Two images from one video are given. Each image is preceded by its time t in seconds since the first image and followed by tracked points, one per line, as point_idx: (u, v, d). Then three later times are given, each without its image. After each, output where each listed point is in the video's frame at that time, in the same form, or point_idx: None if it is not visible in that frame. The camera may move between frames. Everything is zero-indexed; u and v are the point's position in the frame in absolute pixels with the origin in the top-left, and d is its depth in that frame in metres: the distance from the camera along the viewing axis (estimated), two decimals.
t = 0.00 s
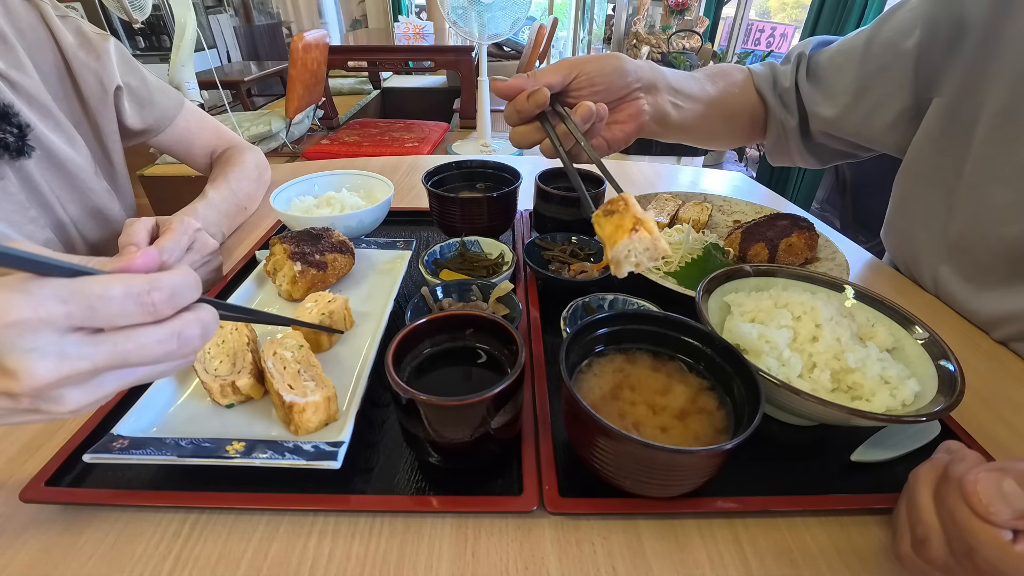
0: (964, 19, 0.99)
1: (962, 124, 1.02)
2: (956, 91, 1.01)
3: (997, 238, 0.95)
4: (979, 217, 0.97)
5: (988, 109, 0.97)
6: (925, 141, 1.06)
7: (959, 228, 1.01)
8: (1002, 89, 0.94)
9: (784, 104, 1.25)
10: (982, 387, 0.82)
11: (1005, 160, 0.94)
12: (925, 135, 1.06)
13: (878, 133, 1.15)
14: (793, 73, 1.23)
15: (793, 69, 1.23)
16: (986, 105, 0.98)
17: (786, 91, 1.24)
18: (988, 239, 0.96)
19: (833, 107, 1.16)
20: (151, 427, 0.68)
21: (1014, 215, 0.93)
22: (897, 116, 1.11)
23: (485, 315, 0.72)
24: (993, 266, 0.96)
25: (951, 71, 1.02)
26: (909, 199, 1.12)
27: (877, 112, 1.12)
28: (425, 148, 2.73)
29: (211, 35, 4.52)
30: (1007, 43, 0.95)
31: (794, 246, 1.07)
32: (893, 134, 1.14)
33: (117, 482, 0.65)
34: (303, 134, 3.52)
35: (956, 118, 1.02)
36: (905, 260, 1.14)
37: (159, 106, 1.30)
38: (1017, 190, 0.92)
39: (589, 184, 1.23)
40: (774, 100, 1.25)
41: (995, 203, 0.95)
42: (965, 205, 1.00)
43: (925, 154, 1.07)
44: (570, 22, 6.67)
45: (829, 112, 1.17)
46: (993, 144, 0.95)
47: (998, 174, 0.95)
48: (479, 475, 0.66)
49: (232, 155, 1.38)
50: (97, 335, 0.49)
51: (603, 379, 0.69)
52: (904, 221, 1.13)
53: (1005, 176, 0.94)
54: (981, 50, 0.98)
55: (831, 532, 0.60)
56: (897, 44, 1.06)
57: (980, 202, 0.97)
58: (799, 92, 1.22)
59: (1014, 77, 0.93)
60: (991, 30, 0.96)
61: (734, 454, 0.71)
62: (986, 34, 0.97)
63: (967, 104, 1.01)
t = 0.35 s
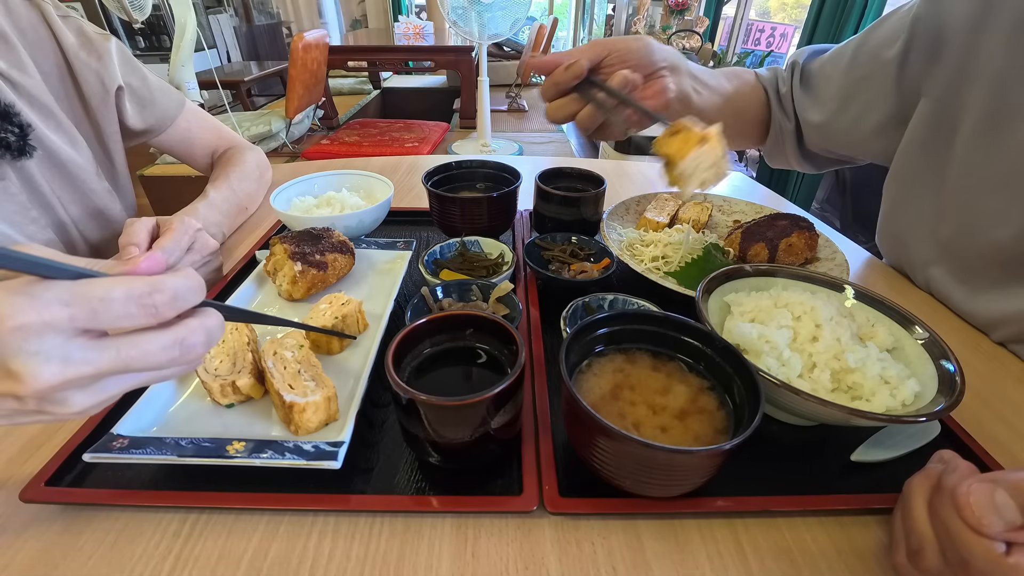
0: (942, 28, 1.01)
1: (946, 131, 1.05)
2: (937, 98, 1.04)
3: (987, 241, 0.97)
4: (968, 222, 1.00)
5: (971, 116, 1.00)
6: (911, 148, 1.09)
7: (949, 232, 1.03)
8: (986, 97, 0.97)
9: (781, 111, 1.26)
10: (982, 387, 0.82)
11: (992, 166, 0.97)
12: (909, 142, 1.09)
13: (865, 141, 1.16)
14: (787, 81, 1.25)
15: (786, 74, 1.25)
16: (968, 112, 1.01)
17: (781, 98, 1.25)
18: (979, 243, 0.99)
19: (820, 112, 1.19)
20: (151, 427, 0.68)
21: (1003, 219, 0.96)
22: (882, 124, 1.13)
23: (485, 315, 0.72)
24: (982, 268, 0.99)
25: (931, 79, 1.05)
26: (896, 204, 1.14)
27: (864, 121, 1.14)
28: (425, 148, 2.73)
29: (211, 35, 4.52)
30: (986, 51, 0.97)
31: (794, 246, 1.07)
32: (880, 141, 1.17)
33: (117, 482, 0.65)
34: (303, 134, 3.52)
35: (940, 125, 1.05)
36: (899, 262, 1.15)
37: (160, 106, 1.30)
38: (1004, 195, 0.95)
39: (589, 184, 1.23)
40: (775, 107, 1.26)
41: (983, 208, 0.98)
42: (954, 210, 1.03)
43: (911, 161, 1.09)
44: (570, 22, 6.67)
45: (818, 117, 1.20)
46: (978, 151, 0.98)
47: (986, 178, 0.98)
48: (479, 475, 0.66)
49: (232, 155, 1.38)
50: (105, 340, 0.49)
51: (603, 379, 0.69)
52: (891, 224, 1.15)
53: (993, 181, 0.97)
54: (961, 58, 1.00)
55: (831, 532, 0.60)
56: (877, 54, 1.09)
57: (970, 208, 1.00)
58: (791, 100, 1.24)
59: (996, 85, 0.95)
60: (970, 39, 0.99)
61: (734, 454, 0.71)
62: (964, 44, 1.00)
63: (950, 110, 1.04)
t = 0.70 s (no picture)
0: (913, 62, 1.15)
1: (918, 147, 1.10)
2: (909, 116, 1.10)
3: (963, 251, 1.00)
4: (944, 232, 1.04)
5: (940, 132, 1.06)
6: (887, 163, 1.15)
7: (924, 242, 1.07)
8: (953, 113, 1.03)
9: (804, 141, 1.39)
10: (981, 386, 0.82)
11: (962, 178, 1.01)
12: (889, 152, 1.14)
13: (855, 162, 1.29)
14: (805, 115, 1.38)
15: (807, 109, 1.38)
16: (939, 128, 1.06)
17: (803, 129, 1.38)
18: (950, 253, 1.02)
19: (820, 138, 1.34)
20: (151, 427, 0.68)
21: (975, 229, 0.99)
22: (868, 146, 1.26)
23: (485, 315, 0.72)
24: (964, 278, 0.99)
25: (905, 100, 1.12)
26: (877, 216, 1.18)
27: (853, 143, 1.27)
28: (425, 148, 2.73)
29: (210, 35, 4.52)
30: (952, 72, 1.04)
31: (795, 246, 1.07)
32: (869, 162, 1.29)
33: (117, 482, 0.65)
34: (303, 134, 3.52)
35: (912, 141, 1.10)
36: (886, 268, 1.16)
37: (162, 106, 1.30)
38: (976, 206, 0.99)
39: (589, 184, 1.23)
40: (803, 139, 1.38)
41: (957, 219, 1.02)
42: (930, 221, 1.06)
43: (888, 176, 1.15)
44: (570, 22, 6.67)
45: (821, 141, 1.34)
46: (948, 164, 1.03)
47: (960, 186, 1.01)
48: (479, 475, 0.66)
49: (232, 155, 1.37)
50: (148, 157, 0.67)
51: (604, 379, 0.69)
52: (876, 236, 1.18)
53: (964, 194, 1.01)
54: (931, 77, 1.06)
55: (831, 533, 0.60)
56: (860, 83, 1.26)
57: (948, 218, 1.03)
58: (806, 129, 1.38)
59: (960, 103, 1.02)
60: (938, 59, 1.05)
61: (734, 455, 0.71)
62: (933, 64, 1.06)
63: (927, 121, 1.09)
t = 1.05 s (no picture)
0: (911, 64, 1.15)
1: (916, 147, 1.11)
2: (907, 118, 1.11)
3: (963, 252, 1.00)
4: (943, 233, 1.04)
5: (940, 133, 1.06)
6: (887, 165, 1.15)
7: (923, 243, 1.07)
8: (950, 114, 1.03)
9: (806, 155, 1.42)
10: (981, 386, 0.82)
11: (961, 178, 1.01)
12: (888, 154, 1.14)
13: (855, 164, 1.30)
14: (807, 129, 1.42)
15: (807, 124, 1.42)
16: (937, 129, 1.07)
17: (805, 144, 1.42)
18: (948, 254, 1.02)
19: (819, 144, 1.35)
20: (151, 427, 0.68)
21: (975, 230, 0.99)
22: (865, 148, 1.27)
23: (485, 315, 0.72)
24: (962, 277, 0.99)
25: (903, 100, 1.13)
26: (876, 218, 1.18)
27: (853, 147, 1.27)
28: (425, 148, 2.73)
29: (211, 35, 4.52)
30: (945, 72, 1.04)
31: (795, 246, 1.07)
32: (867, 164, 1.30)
33: (117, 482, 0.65)
34: (303, 134, 3.52)
35: (911, 142, 1.11)
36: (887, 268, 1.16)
37: (162, 105, 1.29)
38: (975, 207, 0.99)
39: (589, 184, 1.23)
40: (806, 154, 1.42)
41: (956, 219, 1.03)
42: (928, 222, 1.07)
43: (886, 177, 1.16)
44: (570, 22, 6.67)
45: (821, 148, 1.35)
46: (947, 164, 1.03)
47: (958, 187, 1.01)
48: (479, 475, 0.66)
49: (232, 155, 1.37)
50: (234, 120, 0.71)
51: (604, 379, 0.69)
52: (874, 238, 1.18)
53: (964, 194, 1.01)
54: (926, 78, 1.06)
55: (832, 533, 0.60)
56: (857, 88, 1.26)
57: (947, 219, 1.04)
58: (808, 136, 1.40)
59: (957, 104, 1.02)
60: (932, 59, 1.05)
61: (734, 455, 0.71)
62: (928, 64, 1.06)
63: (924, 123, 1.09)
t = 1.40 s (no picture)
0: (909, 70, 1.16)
1: (920, 150, 1.12)
2: (909, 120, 1.12)
3: (963, 252, 0.99)
4: (942, 232, 1.04)
5: (940, 133, 1.06)
6: (891, 168, 1.16)
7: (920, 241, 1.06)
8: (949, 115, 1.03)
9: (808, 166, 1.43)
10: (980, 386, 0.82)
11: (961, 179, 1.01)
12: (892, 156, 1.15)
13: (861, 168, 1.31)
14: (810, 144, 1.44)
15: (809, 136, 1.44)
16: (938, 130, 1.07)
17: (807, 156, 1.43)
18: (946, 254, 1.02)
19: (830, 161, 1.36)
20: (151, 427, 0.68)
21: (975, 229, 0.99)
22: (872, 152, 1.28)
23: (485, 315, 0.72)
24: (961, 279, 0.99)
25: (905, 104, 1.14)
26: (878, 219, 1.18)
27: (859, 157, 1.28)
28: (425, 148, 2.73)
29: (211, 35, 4.52)
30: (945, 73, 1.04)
31: (795, 246, 1.07)
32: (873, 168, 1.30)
33: (117, 482, 0.65)
34: (303, 134, 3.52)
35: (915, 145, 1.12)
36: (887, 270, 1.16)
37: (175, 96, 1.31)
38: (975, 206, 0.99)
39: (589, 184, 1.23)
40: (805, 166, 1.43)
41: (956, 220, 1.02)
42: (927, 223, 1.07)
43: (891, 179, 1.17)
44: (570, 22, 6.67)
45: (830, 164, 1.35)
46: (947, 165, 1.03)
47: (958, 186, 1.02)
48: (479, 475, 0.66)
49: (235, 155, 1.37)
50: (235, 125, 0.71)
51: (604, 380, 0.69)
52: (876, 238, 1.18)
53: (963, 194, 1.01)
54: (926, 80, 1.07)
55: (831, 533, 0.60)
56: (862, 103, 1.27)
57: (946, 218, 1.04)
58: (818, 154, 1.40)
59: (956, 104, 1.02)
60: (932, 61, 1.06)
61: (734, 455, 0.71)
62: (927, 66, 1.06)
63: (925, 124, 1.10)
